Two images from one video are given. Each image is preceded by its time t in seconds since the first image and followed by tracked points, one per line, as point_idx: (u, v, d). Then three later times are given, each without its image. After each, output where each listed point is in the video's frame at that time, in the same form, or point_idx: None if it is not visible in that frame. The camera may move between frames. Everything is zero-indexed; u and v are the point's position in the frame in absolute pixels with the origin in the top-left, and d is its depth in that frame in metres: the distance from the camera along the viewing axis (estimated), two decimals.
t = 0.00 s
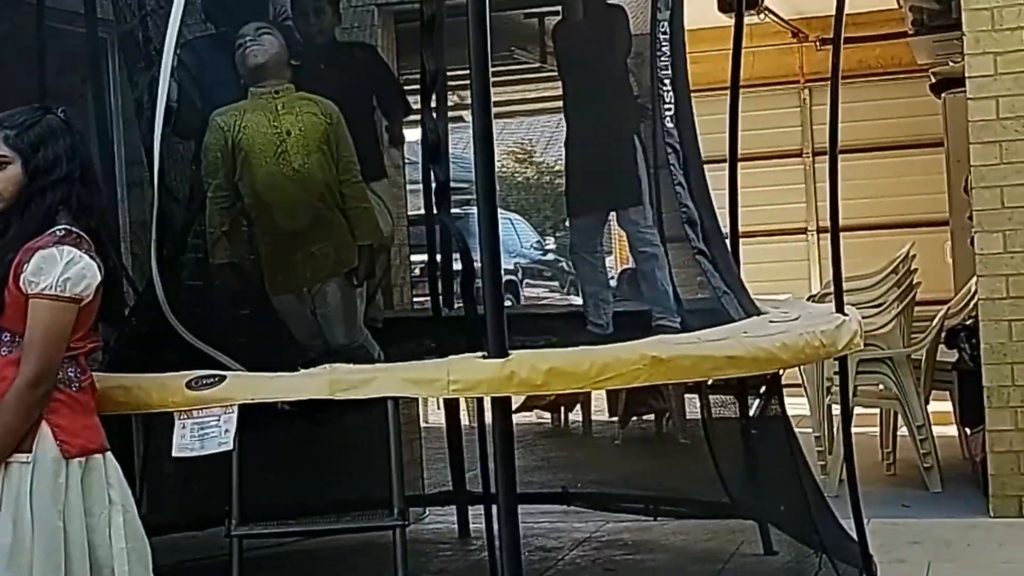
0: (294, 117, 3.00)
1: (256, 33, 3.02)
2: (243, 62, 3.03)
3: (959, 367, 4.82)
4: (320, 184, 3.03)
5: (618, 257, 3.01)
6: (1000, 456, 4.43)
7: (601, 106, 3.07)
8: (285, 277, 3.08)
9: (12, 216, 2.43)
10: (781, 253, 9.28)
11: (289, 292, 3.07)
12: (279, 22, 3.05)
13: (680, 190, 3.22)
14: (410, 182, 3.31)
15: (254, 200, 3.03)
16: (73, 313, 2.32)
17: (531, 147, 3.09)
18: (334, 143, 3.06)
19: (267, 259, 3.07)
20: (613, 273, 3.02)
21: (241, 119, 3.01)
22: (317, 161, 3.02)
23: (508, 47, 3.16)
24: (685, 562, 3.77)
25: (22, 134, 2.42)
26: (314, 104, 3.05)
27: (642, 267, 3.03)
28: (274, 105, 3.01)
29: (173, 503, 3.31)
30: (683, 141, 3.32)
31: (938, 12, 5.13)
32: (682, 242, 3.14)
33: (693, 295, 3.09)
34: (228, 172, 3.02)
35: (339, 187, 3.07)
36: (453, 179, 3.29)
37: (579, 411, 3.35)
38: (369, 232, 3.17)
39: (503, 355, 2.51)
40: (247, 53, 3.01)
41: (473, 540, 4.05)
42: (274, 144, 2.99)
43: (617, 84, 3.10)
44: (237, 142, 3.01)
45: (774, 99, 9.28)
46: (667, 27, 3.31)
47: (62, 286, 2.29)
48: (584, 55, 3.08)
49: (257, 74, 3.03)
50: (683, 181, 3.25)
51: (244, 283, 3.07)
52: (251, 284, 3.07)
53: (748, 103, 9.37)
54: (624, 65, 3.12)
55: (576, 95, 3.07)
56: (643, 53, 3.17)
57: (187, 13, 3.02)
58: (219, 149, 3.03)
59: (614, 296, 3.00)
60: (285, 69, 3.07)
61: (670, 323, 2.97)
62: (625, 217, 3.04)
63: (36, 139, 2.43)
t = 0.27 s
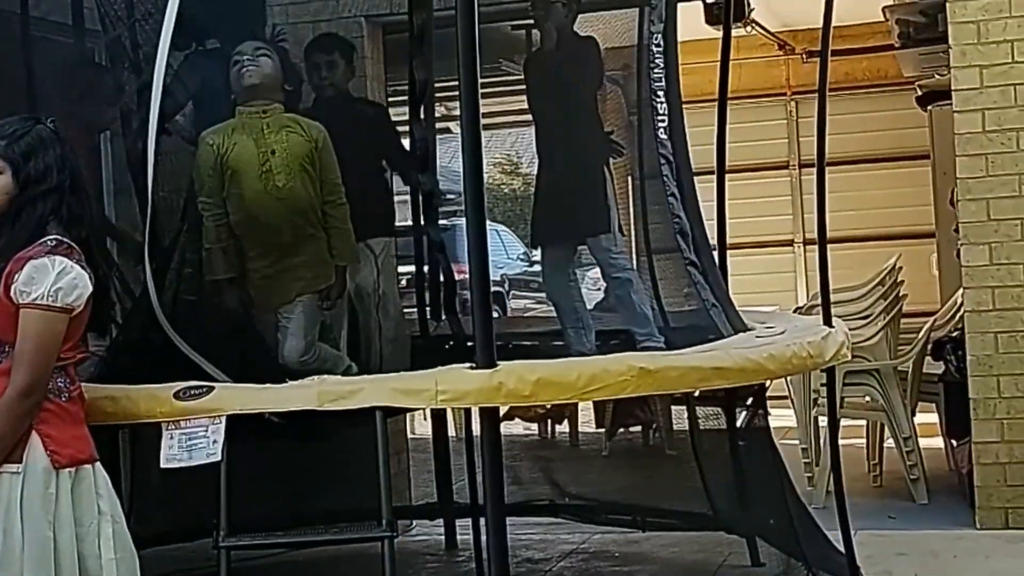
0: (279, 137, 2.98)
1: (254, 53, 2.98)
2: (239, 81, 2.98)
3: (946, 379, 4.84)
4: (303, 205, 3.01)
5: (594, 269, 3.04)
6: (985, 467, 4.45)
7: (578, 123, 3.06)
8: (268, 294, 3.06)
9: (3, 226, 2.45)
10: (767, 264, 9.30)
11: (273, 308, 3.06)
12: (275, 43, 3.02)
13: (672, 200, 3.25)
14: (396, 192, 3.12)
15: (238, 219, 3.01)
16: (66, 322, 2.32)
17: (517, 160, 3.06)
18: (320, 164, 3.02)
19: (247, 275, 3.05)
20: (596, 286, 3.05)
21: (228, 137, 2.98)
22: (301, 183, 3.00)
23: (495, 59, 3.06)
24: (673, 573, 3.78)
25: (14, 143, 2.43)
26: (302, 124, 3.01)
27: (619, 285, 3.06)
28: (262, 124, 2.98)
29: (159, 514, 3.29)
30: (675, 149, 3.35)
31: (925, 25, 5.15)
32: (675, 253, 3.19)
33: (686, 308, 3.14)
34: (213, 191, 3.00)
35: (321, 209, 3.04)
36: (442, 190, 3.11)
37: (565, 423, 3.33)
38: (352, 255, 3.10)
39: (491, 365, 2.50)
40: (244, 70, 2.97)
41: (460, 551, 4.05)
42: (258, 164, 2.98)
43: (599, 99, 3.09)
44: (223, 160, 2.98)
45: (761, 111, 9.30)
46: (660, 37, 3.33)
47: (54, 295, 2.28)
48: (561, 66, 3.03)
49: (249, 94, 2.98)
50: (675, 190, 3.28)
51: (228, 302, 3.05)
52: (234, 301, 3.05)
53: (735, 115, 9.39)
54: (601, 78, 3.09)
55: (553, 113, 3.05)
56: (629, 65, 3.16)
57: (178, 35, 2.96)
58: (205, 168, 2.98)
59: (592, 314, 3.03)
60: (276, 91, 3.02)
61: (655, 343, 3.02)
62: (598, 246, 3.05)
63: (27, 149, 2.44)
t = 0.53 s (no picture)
0: (265, 146, 2.99)
1: (255, 54, 2.98)
2: (235, 76, 3.00)
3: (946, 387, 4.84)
4: (284, 211, 3.04)
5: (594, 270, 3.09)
6: (985, 474, 4.44)
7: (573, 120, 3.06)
8: (251, 291, 3.10)
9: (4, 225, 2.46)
10: (767, 269, 9.30)
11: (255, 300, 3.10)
12: (275, 48, 3.03)
13: (678, 202, 3.20)
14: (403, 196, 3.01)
15: (222, 219, 3.04)
16: (66, 322, 2.32)
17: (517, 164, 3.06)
18: (305, 173, 3.02)
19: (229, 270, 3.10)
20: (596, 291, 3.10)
21: (216, 140, 3.00)
22: (283, 192, 3.01)
23: (497, 62, 3.08)
24: None
25: (17, 141, 2.45)
26: (291, 133, 3.00)
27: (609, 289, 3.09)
28: (250, 132, 2.99)
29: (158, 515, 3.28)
30: (683, 152, 3.28)
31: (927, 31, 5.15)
32: (678, 256, 3.16)
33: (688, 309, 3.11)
34: (200, 193, 3.02)
35: (302, 215, 3.05)
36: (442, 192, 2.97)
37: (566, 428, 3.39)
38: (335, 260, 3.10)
39: (492, 368, 2.50)
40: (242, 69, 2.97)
41: (459, 555, 4.04)
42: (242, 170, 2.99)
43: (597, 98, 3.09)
44: (209, 161, 3.01)
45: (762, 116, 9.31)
46: (669, 37, 3.25)
47: (54, 294, 2.28)
48: (553, 67, 3.04)
49: (243, 93, 3.00)
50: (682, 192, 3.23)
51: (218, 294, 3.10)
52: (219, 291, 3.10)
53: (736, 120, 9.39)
54: (594, 74, 3.10)
55: (548, 115, 3.06)
56: (630, 68, 3.13)
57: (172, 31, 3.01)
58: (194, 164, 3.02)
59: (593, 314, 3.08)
60: (274, 96, 3.04)
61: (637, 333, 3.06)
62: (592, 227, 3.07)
63: (29, 147, 2.46)
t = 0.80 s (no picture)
0: (260, 147, 2.98)
1: (243, 53, 2.98)
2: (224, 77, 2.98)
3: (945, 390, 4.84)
4: (280, 210, 3.04)
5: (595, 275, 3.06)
6: (984, 478, 4.44)
7: (577, 122, 3.04)
8: (250, 290, 3.10)
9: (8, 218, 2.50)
10: (768, 272, 9.30)
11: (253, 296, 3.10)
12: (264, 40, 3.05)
13: (668, 210, 3.19)
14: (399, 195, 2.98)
15: (220, 217, 3.04)
16: (53, 312, 2.38)
17: (518, 166, 3.04)
18: (300, 171, 3.03)
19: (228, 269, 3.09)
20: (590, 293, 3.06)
21: (210, 141, 2.99)
22: (277, 191, 3.02)
23: (499, 63, 3.11)
24: None
25: (17, 135, 2.50)
26: (283, 131, 3.02)
27: (607, 300, 3.04)
28: (245, 134, 2.97)
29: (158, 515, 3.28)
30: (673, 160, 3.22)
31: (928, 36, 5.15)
32: (671, 262, 3.16)
33: (680, 313, 3.13)
34: (198, 192, 3.02)
35: (296, 213, 3.06)
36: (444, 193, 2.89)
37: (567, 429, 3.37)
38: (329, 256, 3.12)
39: (491, 368, 2.51)
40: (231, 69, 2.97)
41: (457, 556, 4.04)
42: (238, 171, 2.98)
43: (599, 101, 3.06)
44: (206, 161, 2.99)
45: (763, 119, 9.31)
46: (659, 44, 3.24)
47: (46, 281, 2.35)
48: (563, 75, 3.04)
49: (233, 93, 2.97)
50: (670, 201, 3.20)
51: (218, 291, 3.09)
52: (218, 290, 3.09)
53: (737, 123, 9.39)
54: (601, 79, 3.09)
55: (549, 122, 3.04)
56: (631, 71, 3.14)
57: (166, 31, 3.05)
58: (191, 164, 3.01)
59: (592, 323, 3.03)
60: (263, 94, 3.03)
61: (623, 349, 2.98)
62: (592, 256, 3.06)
63: (29, 141, 2.51)
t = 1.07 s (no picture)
0: (273, 121, 2.99)
1: (258, 28, 3.01)
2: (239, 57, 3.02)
3: (946, 392, 4.84)
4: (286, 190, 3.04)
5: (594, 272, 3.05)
6: (984, 481, 4.44)
7: (582, 121, 3.09)
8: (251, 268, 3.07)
9: (11, 213, 2.49)
10: (769, 274, 9.29)
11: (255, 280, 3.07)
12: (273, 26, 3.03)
13: (681, 205, 3.20)
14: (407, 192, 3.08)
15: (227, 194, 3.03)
16: (45, 298, 2.39)
17: (518, 164, 3.09)
18: (309, 154, 3.02)
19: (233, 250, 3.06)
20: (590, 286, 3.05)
21: (224, 109, 3.01)
22: (285, 170, 3.02)
23: (501, 62, 3.13)
24: None
25: (20, 131, 2.50)
26: (298, 112, 3.00)
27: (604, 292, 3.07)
28: (257, 109, 3.00)
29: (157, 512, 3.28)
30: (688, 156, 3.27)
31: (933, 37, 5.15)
32: (682, 258, 3.15)
33: (686, 314, 3.10)
34: (208, 159, 3.02)
35: (302, 197, 3.05)
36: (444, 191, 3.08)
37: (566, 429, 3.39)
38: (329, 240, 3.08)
39: (494, 367, 2.50)
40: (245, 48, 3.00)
41: (458, 555, 4.04)
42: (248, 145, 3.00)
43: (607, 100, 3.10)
44: (220, 133, 3.01)
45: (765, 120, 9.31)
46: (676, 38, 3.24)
47: (41, 264, 2.36)
48: (569, 74, 3.07)
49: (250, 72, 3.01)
50: (683, 195, 3.22)
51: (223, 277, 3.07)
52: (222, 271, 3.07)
53: (739, 124, 9.39)
54: (610, 78, 3.10)
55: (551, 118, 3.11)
56: (636, 71, 3.14)
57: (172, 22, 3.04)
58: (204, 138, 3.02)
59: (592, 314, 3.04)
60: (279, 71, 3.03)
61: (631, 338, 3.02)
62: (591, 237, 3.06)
63: (32, 136, 2.51)
